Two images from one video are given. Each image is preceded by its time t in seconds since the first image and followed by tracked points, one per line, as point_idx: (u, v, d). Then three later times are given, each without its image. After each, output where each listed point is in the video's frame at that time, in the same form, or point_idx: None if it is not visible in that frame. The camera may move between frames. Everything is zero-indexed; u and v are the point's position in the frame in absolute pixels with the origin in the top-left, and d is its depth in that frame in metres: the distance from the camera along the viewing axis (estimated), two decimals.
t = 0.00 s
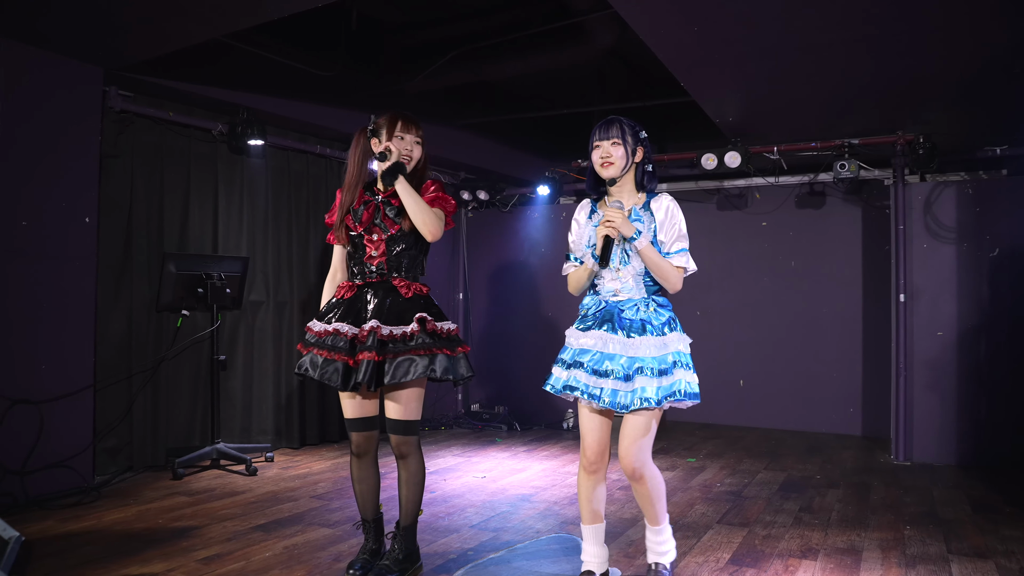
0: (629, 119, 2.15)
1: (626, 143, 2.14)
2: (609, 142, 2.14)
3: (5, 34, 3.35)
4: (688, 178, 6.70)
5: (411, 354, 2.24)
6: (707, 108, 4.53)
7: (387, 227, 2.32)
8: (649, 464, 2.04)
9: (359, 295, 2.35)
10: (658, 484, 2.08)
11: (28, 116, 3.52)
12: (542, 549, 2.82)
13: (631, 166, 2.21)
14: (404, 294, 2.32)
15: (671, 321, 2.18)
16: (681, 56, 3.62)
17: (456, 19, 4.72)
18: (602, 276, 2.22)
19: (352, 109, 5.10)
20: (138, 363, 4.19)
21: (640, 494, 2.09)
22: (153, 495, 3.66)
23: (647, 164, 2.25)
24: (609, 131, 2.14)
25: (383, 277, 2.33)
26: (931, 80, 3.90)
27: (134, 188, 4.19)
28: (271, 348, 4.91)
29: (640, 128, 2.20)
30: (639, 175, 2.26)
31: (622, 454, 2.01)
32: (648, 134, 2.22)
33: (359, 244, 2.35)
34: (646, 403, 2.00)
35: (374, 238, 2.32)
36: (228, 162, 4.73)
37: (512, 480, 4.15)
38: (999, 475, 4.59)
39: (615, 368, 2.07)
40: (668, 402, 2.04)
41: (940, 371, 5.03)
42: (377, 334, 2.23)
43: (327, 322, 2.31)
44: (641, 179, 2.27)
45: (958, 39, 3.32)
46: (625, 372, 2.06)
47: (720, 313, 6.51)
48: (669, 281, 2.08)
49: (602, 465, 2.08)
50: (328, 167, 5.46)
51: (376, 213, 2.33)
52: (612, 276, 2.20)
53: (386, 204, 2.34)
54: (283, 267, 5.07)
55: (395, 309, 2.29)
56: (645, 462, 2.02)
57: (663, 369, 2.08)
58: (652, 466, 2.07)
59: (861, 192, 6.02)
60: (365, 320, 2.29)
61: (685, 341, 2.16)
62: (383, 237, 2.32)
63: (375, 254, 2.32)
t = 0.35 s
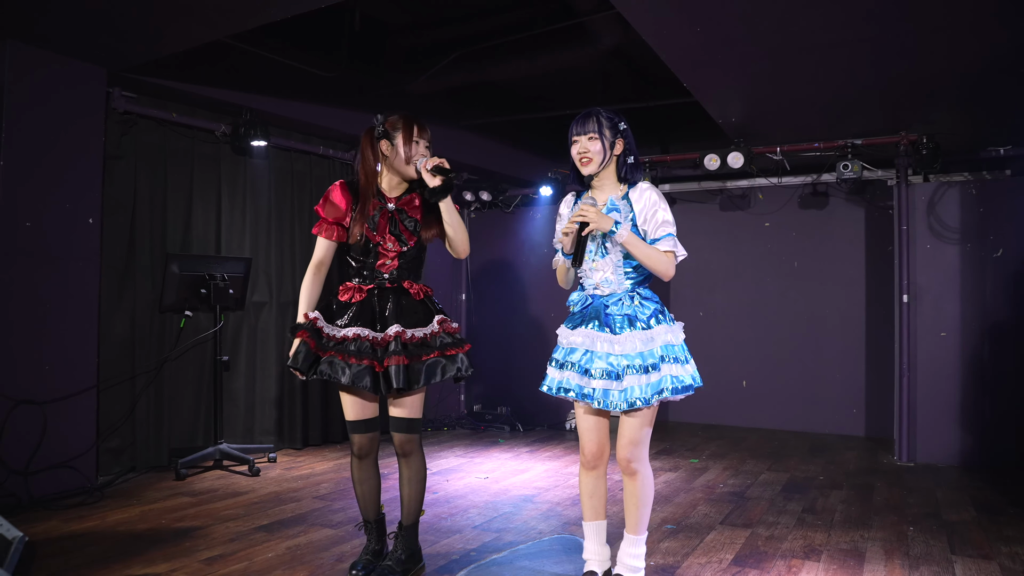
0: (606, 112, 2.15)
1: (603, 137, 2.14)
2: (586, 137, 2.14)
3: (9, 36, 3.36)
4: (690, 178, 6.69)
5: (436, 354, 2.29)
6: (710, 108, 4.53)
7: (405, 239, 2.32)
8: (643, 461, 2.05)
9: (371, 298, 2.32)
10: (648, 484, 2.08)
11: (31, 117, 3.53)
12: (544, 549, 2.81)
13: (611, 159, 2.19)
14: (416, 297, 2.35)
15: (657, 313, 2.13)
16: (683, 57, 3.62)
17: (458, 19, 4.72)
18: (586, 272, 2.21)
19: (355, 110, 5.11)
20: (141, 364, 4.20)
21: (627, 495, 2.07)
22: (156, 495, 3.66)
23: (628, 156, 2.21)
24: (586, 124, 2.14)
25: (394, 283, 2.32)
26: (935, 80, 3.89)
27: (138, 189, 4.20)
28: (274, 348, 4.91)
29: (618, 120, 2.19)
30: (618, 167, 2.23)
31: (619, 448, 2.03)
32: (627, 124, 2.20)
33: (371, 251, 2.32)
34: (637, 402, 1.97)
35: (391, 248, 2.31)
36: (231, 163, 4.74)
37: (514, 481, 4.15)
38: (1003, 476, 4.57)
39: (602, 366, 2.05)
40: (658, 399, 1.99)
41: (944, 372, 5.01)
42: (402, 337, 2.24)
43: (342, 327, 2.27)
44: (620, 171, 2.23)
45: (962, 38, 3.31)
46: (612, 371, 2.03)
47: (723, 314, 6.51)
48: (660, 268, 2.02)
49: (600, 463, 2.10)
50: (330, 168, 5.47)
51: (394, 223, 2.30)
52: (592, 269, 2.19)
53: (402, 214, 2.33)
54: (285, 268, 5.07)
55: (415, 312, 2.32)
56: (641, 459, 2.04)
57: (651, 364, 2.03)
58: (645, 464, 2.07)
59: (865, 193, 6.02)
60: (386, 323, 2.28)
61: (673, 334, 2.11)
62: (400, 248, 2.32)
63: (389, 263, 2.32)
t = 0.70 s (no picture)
0: (598, 147, 2.14)
1: (587, 169, 2.10)
2: (571, 167, 2.12)
3: (11, 38, 3.37)
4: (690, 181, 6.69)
5: (436, 358, 2.29)
6: (710, 110, 4.54)
7: (408, 245, 2.33)
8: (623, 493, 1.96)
9: (371, 301, 2.31)
10: (631, 511, 2.00)
11: (32, 119, 3.54)
12: (544, 552, 2.81)
13: (595, 195, 2.13)
14: (416, 300, 2.35)
15: (654, 348, 2.10)
16: (684, 60, 3.63)
17: (457, 21, 4.73)
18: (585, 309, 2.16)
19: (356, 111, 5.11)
20: (141, 366, 4.20)
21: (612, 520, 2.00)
22: (156, 498, 3.66)
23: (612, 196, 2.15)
24: (576, 157, 2.13)
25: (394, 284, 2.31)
26: (934, 82, 3.89)
27: (138, 191, 4.20)
28: (274, 350, 4.91)
29: (610, 157, 2.16)
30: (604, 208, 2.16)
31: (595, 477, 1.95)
32: (618, 163, 2.16)
33: (373, 257, 2.31)
34: (628, 436, 1.94)
35: (393, 254, 2.31)
36: (231, 165, 4.74)
37: (514, 483, 4.15)
38: (1003, 479, 4.57)
39: (597, 399, 2.02)
40: (652, 438, 1.97)
41: (944, 375, 5.01)
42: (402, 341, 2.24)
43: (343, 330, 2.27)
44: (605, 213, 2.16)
45: (962, 41, 3.31)
46: (606, 404, 2.01)
47: (723, 315, 6.51)
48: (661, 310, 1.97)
49: (582, 489, 2.04)
50: (331, 170, 5.47)
51: (398, 229, 2.31)
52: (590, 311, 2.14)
53: (405, 219, 2.33)
54: (285, 271, 5.07)
55: (415, 315, 2.32)
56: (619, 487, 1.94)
57: (647, 400, 2.00)
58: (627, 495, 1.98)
59: (864, 195, 6.02)
60: (386, 327, 2.28)
61: (671, 370, 2.07)
62: (402, 254, 2.32)
63: (391, 269, 2.31)
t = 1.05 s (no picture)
0: (621, 115, 2.25)
1: (617, 132, 2.20)
2: (603, 129, 2.20)
3: (11, 39, 3.37)
4: (690, 182, 6.65)
5: (418, 355, 2.25)
6: (710, 112, 4.54)
7: (401, 222, 2.34)
8: (641, 469, 2.04)
9: (362, 296, 2.34)
10: (647, 491, 2.08)
11: (33, 120, 3.54)
12: (544, 553, 2.81)
13: (622, 159, 2.24)
14: (408, 296, 2.33)
15: (643, 316, 2.12)
16: (684, 61, 3.63)
17: (458, 22, 4.73)
18: (574, 251, 2.21)
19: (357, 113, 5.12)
20: (142, 367, 4.20)
21: (625, 501, 2.08)
22: (157, 499, 3.66)
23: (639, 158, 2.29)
24: (602, 121, 2.22)
25: (389, 275, 2.34)
26: (935, 83, 3.90)
27: (138, 192, 4.21)
28: (274, 352, 4.91)
29: (632, 127, 2.26)
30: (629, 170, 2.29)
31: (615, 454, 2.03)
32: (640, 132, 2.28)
33: (369, 238, 2.36)
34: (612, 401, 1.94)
35: (387, 233, 2.33)
36: (232, 165, 4.74)
37: (514, 484, 4.15)
38: (1003, 479, 4.57)
39: (583, 363, 2.04)
40: (637, 402, 1.95)
41: (944, 376, 5.01)
42: (382, 336, 2.23)
43: (333, 325, 2.32)
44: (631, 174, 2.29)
45: (962, 42, 3.32)
46: (593, 368, 2.03)
47: (723, 316, 6.50)
48: (621, 185, 2.02)
49: (597, 468, 2.10)
50: (331, 171, 5.47)
51: (391, 209, 2.35)
52: (579, 249, 2.19)
53: (400, 201, 2.36)
54: (285, 272, 5.07)
55: (402, 311, 2.31)
56: (638, 465, 2.03)
57: (635, 365, 2.02)
58: (644, 471, 2.07)
59: (864, 196, 6.02)
60: (371, 322, 2.29)
61: (659, 339, 2.10)
62: (395, 232, 2.34)
63: (386, 249, 2.33)
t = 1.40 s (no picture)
0: (612, 135, 2.14)
1: (608, 157, 2.13)
2: (591, 155, 2.13)
3: (14, 41, 3.38)
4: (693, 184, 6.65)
5: (419, 358, 2.23)
6: (713, 114, 4.54)
7: (401, 232, 2.33)
8: (629, 493, 1.96)
9: (367, 300, 2.35)
10: (636, 516, 1.98)
11: (36, 122, 3.55)
12: (547, 555, 2.81)
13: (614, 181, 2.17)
14: (410, 300, 2.32)
15: (655, 341, 2.11)
16: (687, 63, 3.63)
17: (460, 24, 4.74)
18: (586, 295, 2.18)
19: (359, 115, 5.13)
20: (145, 369, 4.21)
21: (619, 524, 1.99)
22: (160, 500, 3.66)
23: (632, 178, 2.20)
24: (591, 144, 2.14)
25: (392, 281, 2.34)
26: (938, 85, 3.89)
27: (141, 194, 4.21)
28: (278, 353, 4.91)
29: (623, 145, 2.17)
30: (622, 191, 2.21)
31: (602, 479, 1.94)
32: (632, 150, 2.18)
33: (373, 246, 2.38)
34: (624, 421, 1.93)
35: (389, 241, 2.33)
36: (235, 167, 4.75)
37: (517, 486, 4.15)
38: (1007, 482, 4.55)
39: (596, 388, 2.02)
40: (652, 424, 1.95)
41: (947, 378, 5.00)
42: (383, 338, 2.23)
43: (337, 328, 2.32)
44: (624, 195, 2.21)
45: (965, 44, 3.31)
46: (606, 392, 2.01)
47: (726, 318, 6.50)
48: (607, 269, 1.95)
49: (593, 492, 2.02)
50: (334, 173, 5.48)
51: (392, 218, 2.35)
52: (591, 292, 2.15)
53: (403, 210, 2.36)
54: (288, 273, 5.07)
55: (405, 315, 2.30)
56: (624, 490, 1.94)
57: (649, 390, 2.00)
58: (633, 495, 1.98)
59: (868, 198, 6.01)
60: (374, 325, 2.29)
61: (671, 363, 2.08)
62: (397, 241, 2.33)
63: (387, 258, 2.33)
